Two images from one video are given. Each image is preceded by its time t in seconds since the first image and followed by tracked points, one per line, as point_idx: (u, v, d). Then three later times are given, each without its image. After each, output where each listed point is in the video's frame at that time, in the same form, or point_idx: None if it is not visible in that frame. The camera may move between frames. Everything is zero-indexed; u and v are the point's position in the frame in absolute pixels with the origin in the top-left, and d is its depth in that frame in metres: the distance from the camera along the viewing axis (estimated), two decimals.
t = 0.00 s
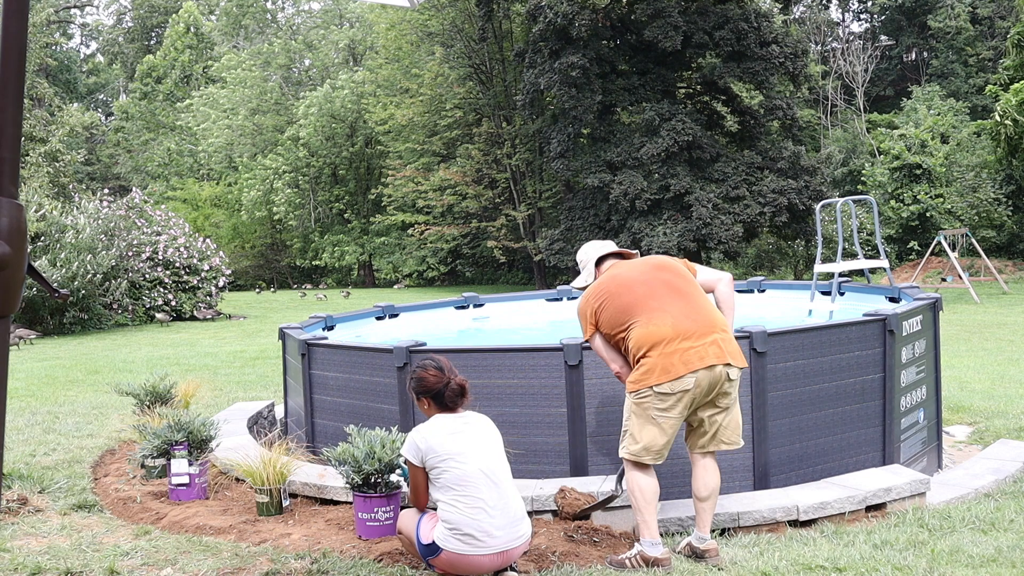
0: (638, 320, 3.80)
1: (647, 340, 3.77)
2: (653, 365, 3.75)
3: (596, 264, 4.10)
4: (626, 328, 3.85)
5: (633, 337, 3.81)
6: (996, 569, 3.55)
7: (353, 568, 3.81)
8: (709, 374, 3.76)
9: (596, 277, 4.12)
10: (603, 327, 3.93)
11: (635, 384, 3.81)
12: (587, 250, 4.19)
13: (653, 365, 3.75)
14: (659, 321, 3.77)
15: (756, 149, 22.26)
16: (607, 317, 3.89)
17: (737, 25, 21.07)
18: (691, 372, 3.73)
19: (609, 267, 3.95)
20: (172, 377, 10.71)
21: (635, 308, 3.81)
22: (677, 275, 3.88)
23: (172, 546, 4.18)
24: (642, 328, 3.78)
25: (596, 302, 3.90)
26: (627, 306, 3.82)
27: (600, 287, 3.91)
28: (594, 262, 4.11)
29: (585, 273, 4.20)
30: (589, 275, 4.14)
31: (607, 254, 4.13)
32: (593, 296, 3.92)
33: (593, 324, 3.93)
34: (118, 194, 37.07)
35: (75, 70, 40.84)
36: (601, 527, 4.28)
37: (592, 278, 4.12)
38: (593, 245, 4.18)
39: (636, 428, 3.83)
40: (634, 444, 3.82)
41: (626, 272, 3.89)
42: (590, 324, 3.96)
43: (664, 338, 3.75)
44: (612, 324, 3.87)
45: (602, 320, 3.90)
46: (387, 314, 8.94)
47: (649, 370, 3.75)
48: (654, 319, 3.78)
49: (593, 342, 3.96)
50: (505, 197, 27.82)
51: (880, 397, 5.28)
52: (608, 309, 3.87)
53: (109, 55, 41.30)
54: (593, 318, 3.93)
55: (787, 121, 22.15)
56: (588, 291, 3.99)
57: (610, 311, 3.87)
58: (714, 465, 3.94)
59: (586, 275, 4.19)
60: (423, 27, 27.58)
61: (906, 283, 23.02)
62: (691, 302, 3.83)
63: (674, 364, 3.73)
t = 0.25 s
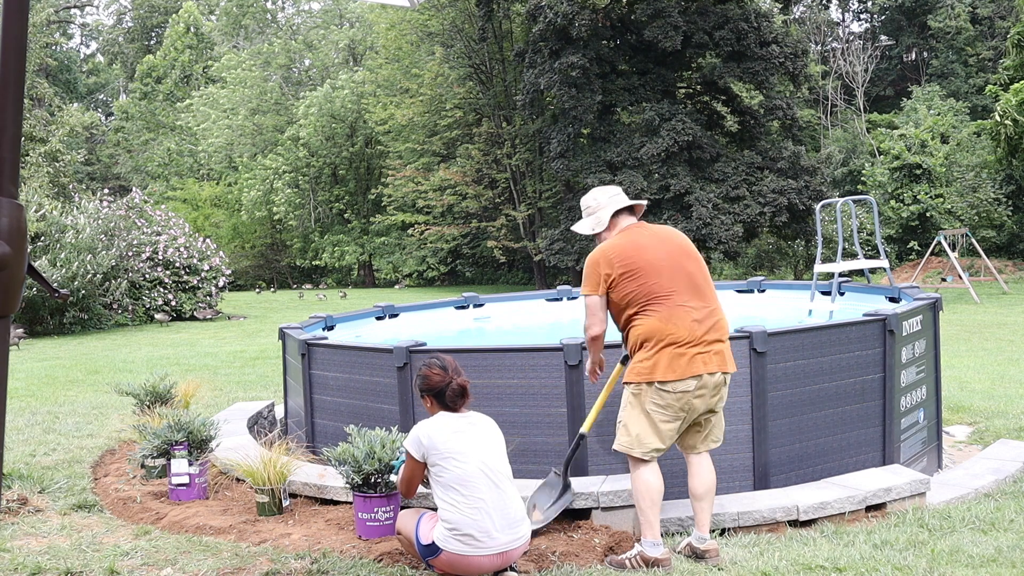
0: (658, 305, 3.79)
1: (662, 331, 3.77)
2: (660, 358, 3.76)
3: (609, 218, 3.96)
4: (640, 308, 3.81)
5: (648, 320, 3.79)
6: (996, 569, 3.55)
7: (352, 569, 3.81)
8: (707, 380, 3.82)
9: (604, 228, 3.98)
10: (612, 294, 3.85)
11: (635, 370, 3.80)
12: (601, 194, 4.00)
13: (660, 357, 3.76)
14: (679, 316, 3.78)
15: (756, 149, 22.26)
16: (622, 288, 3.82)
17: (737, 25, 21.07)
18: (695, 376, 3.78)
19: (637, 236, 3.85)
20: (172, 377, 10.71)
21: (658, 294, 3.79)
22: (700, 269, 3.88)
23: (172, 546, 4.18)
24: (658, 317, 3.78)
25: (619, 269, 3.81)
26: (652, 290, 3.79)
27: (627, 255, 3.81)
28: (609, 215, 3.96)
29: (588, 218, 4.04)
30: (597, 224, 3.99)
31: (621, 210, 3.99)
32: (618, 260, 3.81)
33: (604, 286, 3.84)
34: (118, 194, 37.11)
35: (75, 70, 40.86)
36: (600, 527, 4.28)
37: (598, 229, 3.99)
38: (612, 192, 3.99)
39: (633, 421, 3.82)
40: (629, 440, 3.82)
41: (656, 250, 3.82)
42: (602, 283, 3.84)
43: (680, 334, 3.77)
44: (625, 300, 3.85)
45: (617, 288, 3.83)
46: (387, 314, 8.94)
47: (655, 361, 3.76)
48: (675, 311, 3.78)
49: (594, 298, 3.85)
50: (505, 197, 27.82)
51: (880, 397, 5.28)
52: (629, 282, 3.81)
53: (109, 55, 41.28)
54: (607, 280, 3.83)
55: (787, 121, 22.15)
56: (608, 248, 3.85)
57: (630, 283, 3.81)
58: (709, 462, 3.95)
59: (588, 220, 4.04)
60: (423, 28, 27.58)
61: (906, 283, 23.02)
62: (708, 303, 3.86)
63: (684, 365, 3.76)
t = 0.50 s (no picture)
0: (652, 305, 3.80)
1: (660, 331, 3.78)
2: (660, 358, 3.77)
3: (575, 219, 3.88)
4: (634, 309, 3.79)
5: (646, 320, 3.78)
6: (996, 569, 3.55)
7: (352, 569, 3.81)
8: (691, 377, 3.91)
9: (568, 230, 3.90)
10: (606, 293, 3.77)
11: (634, 373, 3.77)
12: (562, 194, 3.89)
13: (660, 356, 3.77)
14: (671, 317, 3.82)
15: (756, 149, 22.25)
16: (618, 287, 3.77)
17: (737, 25, 21.07)
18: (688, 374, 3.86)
19: (621, 235, 3.83)
20: (172, 377, 10.71)
21: (654, 294, 3.80)
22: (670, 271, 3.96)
23: (172, 545, 4.18)
24: (655, 317, 3.79)
25: (617, 266, 3.75)
26: (649, 289, 3.79)
27: (621, 252, 3.77)
28: (574, 216, 3.88)
29: (546, 222, 3.91)
30: (561, 226, 3.89)
31: (582, 211, 3.93)
32: (615, 257, 3.76)
33: (603, 284, 3.74)
34: (118, 194, 37.20)
35: (75, 70, 40.91)
36: (601, 527, 4.29)
37: (563, 230, 3.89)
38: (572, 192, 3.91)
39: (638, 426, 3.78)
40: (640, 445, 3.78)
41: (641, 249, 3.83)
42: (599, 279, 3.73)
43: (676, 333, 3.82)
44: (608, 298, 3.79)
45: (611, 288, 3.76)
46: (387, 314, 8.93)
47: (655, 361, 3.77)
48: (668, 311, 3.82)
49: (587, 296, 3.73)
50: (505, 197, 27.82)
51: (880, 397, 5.28)
52: (627, 280, 3.76)
53: (109, 55, 41.24)
54: (604, 277, 3.74)
55: (787, 121, 22.16)
56: (600, 245, 3.76)
57: (627, 282, 3.77)
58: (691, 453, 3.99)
59: (547, 224, 3.91)
60: (423, 28, 27.59)
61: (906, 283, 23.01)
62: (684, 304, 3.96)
63: (682, 364, 3.81)
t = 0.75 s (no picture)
0: (638, 310, 3.80)
1: (644, 335, 3.79)
2: (644, 363, 3.79)
3: (557, 222, 3.86)
4: (617, 313, 3.79)
5: (629, 325, 3.78)
6: (996, 569, 3.55)
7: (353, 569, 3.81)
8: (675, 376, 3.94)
9: (552, 232, 3.88)
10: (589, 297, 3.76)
11: (620, 378, 3.79)
12: (545, 195, 3.87)
13: (642, 362, 3.78)
14: (654, 321, 3.82)
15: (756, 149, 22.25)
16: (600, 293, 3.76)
17: (737, 25, 21.07)
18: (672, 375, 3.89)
19: (604, 236, 3.79)
20: (172, 377, 10.71)
21: (637, 298, 3.80)
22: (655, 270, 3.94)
23: (172, 546, 4.18)
24: (638, 322, 3.79)
25: (599, 272, 3.74)
26: (632, 294, 3.79)
27: (605, 257, 3.75)
28: (557, 218, 3.86)
29: (530, 223, 3.89)
30: (545, 229, 3.87)
31: (566, 212, 3.90)
32: (596, 263, 3.73)
33: (585, 289, 3.73)
34: (119, 194, 37.32)
35: (75, 70, 40.96)
36: (600, 527, 4.29)
37: (546, 233, 3.88)
38: (555, 193, 3.88)
39: (629, 430, 3.81)
40: (633, 448, 3.81)
41: (624, 252, 3.81)
42: (580, 285, 3.72)
43: (660, 337, 3.82)
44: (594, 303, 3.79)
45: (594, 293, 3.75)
46: (387, 314, 8.93)
47: (639, 366, 3.78)
48: (653, 314, 3.82)
49: (568, 303, 3.72)
50: (505, 197, 27.83)
51: (880, 397, 5.28)
52: (608, 286, 3.75)
53: (109, 55, 41.21)
54: (585, 283, 3.72)
55: (787, 121, 22.16)
56: (581, 250, 3.74)
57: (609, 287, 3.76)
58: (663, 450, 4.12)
59: (532, 225, 3.89)
60: (423, 28, 27.58)
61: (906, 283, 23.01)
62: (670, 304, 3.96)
63: (666, 366, 3.84)
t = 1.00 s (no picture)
0: (621, 304, 3.82)
1: (631, 329, 3.81)
2: (635, 354, 3.81)
3: (528, 229, 3.88)
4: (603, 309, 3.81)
5: (615, 319, 3.81)
6: (996, 569, 3.55)
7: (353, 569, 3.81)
8: (659, 370, 3.97)
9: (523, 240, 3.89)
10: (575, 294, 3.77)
11: (617, 372, 3.77)
12: (512, 205, 3.88)
13: (634, 354, 3.79)
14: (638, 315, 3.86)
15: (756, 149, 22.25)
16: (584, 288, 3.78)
17: (737, 25, 21.07)
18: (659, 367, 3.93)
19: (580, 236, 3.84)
20: (172, 377, 10.71)
21: (620, 294, 3.83)
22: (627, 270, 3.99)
23: (172, 546, 4.18)
24: (625, 316, 3.81)
25: (584, 269, 3.78)
26: (615, 289, 3.83)
27: (585, 254, 3.80)
28: (528, 225, 3.87)
29: (500, 234, 3.88)
30: (515, 237, 3.87)
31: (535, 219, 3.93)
32: (581, 260, 3.77)
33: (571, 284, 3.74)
34: (119, 194, 37.41)
35: (76, 70, 41.05)
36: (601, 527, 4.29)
37: (517, 241, 3.87)
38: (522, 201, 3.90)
39: (627, 423, 3.78)
40: (631, 442, 3.79)
41: (600, 250, 3.87)
42: (568, 281, 3.74)
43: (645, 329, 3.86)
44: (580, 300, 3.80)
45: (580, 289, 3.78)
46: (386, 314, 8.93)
47: (631, 357, 3.80)
48: (636, 307, 3.86)
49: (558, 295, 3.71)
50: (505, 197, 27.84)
51: (880, 397, 5.28)
52: (593, 282, 3.79)
53: (109, 55, 41.18)
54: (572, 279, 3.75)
55: (787, 121, 22.16)
56: (562, 249, 3.77)
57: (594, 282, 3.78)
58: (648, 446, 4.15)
59: (502, 235, 3.88)
60: (423, 28, 27.57)
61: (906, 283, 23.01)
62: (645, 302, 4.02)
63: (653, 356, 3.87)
